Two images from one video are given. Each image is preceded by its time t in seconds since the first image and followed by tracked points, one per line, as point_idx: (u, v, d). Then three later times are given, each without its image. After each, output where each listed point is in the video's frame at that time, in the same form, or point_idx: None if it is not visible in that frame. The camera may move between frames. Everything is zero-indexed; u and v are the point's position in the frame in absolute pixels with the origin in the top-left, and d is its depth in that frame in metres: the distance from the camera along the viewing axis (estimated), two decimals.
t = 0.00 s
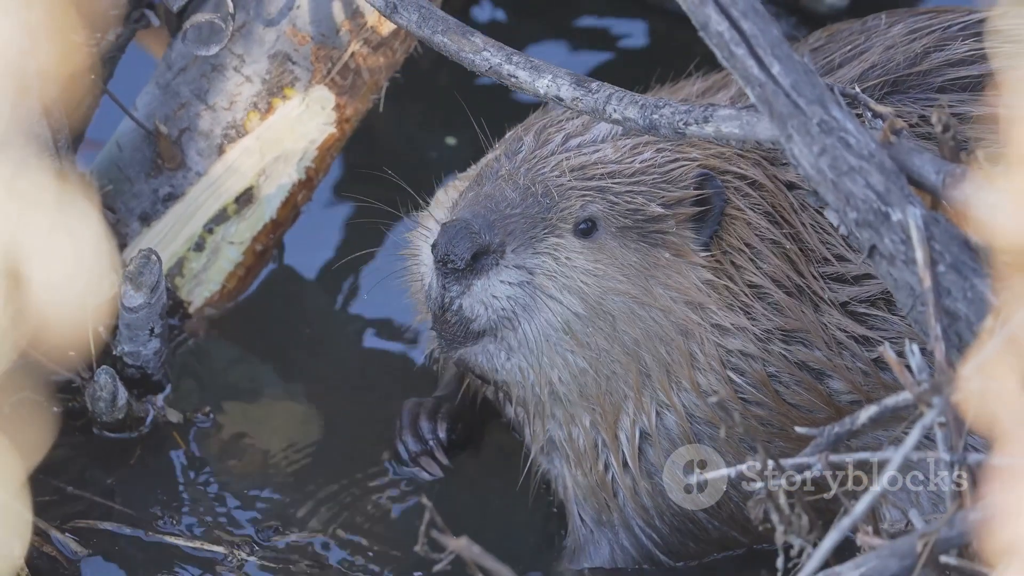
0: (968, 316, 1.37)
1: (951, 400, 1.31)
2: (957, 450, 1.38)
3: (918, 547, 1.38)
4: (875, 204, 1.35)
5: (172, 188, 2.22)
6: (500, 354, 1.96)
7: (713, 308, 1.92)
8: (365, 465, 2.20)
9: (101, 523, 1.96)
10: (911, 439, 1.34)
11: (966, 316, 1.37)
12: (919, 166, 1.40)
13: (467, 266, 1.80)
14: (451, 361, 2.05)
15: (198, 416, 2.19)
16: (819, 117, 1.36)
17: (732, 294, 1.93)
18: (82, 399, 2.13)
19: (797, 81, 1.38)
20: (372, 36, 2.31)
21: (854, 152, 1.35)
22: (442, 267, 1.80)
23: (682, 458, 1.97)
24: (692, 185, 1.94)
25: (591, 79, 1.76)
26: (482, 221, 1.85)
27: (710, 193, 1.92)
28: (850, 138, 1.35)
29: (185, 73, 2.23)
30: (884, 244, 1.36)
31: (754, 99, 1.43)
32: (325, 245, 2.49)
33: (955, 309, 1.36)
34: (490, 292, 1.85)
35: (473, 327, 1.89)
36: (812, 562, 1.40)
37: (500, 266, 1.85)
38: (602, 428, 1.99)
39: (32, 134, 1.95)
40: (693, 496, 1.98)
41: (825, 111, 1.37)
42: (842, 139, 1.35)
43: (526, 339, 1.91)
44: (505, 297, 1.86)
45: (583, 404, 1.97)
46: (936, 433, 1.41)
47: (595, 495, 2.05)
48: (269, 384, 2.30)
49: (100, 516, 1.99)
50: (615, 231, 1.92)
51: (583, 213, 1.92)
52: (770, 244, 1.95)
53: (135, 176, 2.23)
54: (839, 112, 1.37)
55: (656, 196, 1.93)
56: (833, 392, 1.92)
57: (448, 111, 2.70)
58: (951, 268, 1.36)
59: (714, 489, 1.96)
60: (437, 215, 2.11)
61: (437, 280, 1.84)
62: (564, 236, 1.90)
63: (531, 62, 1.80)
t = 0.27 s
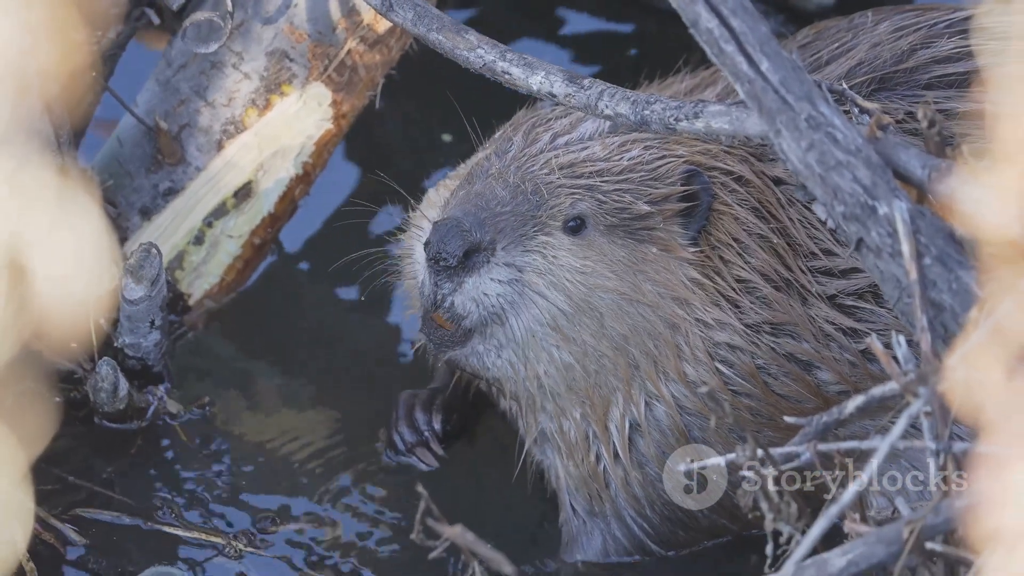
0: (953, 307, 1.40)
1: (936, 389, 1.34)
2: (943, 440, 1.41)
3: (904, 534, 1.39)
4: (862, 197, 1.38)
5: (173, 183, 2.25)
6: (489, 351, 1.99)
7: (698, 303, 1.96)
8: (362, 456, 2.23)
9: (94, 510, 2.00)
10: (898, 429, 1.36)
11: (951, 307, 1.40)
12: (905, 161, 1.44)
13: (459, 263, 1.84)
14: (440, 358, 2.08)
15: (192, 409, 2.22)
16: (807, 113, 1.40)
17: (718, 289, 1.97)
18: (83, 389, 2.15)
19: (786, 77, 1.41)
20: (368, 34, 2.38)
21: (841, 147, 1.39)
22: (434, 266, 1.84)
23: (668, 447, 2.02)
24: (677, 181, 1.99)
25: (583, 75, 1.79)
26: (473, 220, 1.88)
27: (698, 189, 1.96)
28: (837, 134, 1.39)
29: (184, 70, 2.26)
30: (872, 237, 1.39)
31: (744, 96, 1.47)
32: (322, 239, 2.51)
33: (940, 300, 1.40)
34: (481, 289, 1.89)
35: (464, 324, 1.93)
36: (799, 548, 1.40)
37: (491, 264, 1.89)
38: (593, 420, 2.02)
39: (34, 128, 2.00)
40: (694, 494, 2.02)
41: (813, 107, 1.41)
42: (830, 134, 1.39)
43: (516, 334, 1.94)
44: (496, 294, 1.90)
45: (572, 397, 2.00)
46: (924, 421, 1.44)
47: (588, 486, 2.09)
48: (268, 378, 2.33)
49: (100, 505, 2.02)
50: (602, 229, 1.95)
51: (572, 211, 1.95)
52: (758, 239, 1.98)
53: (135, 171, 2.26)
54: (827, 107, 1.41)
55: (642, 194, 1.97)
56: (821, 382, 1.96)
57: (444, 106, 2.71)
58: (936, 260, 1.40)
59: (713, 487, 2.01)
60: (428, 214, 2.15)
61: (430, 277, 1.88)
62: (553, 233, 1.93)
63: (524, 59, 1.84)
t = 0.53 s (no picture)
0: (946, 296, 1.41)
1: (931, 379, 1.37)
2: (935, 427, 1.43)
3: (898, 520, 1.41)
4: (856, 187, 1.40)
5: (172, 173, 2.27)
6: (492, 348, 2.00)
7: (691, 294, 1.98)
8: (361, 445, 2.25)
9: (100, 501, 2.01)
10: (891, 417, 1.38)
11: (944, 295, 1.42)
12: (898, 151, 1.46)
13: (455, 260, 1.85)
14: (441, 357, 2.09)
15: (194, 396, 2.24)
16: (800, 103, 1.42)
17: (711, 280, 1.99)
18: (84, 377, 2.17)
19: (779, 68, 1.43)
20: (367, 25, 2.40)
21: (835, 137, 1.40)
22: (429, 263, 1.85)
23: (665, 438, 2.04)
24: (670, 174, 1.99)
25: (579, 66, 1.81)
26: (467, 216, 1.89)
27: (689, 180, 1.97)
28: (832, 124, 1.41)
29: (184, 61, 2.28)
30: (864, 226, 1.40)
31: (739, 87, 1.49)
32: (318, 232, 2.53)
33: (933, 288, 1.41)
34: (477, 285, 1.90)
35: (460, 320, 1.94)
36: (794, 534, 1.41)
37: (486, 260, 1.90)
38: (591, 412, 2.04)
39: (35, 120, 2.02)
40: (695, 494, 2.04)
41: (807, 97, 1.42)
42: (824, 124, 1.40)
43: (513, 329, 1.96)
44: (492, 290, 1.92)
45: (570, 390, 2.02)
46: (916, 408, 1.45)
47: (584, 476, 2.11)
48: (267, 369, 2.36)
49: (100, 494, 2.03)
50: (595, 223, 1.97)
51: (566, 204, 1.97)
52: (751, 230, 2.00)
53: (136, 161, 2.28)
54: (820, 98, 1.43)
55: (634, 187, 1.99)
56: (815, 371, 1.98)
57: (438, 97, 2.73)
58: (929, 249, 1.41)
59: (712, 489, 2.03)
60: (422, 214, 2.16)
61: (426, 276, 1.90)
62: (547, 227, 1.95)
63: (520, 50, 1.85)
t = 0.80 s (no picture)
0: (939, 289, 1.44)
1: (925, 370, 1.39)
2: (929, 418, 1.47)
3: (892, 510, 1.44)
4: (850, 181, 1.43)
5: (177, 169, 2.30)
6: (499, 346, 2.02)
7: (692, 290, 2.00)
8: (365, 438, 2.27)
9: (106, 492, 2.03)
10: (885, 409, 1.40)
11: (937, 289, 1.44)
12: (892, 147, 1.48)
13: (465, 258, 1.86)
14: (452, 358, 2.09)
15: (200, 387, 2.27)
16: (796, 99, 1.45)
17: (711, 276, 2.02)
18: (91, 370, 2.20)
19: (775, 64, 1.46)
20: (368, 22, 2.42)
21: (830, 132, 1.43)
22: (440, 261, 1.86)
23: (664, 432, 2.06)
24: (669, 173, 2.02)
25: (578, 63, 1.84)
26: (478, 215, 1.90)
27: (688, 177, 2.00)
28: (826, 119, 1.44)
29: (189, 58, 2.31)
30: (859, 221, 1.43)
31: (735, 84, 1.51)
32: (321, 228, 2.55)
33: (926, 282, 1.44)
34: (489, 282, 1.91)
35: (468, 317, 1.95)
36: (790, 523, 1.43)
37: (498, 258, 1.92)
38: (593, 407, 2.06)
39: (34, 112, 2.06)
40: (694, 494, 2.08)
41: (802, 94, 1.45)
42: (818, 119, 1.43)
43: (521, 326, 1.98)
44: (504, 287, 1.93)
45: (573, 385, 2.05)
46: (910, 401, 1.49)
47: (586, 471, 2.13)
48: (270, 362, 2.38)
49: (105, 486, 2.06)
50: (600, 221, 2.00)
51: (571, 203, 1.99)
52: (748, 225, 2.03)
53: (141, 157, 2.31)
54: (815, 94, 1.46)
55: (635, 185, 2.01)
56: (811, 364, 2.00)
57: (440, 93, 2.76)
58: (923, 243, 1.44)
59: (712, 489, 2.06)
60: (429, 214, 2.17)
61: (434, 273, 1.90)
62: (555, 225, 1.98)
63: (520, 47, 1.88)
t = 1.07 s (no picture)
0: (935, 286, 1.46)
1: (920, 366, 1.41)
2: (925, 414, 1.49)
3: (888, 505, 1.46)
4: (847, 180, 1.45)
5: (181, 167, 2.33)
6: (511, 343, 2.05)
7: (698, 285, 2.02)
8: (368, 435, 2.29)
9: (109, 489, 2.04)
10: (882, 405, 1.41)
11: (933, 286, 1.46)
12: (889, 146, 1.51)
13: (483, 253, 1.89)
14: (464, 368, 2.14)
15: (205, 384, 2.30)
16: (793, 99, 1.47)
17: (716, 270, 2.03)
18: (97, 367, 2.23)
19: (772, 64, 1.48)
20: (369, 23, 2.42)
21: (827, 131, 1.45)
22: (457, 256, 1.89)
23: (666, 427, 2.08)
24: (673, 169, 2.05)
25: (577, 62, 1.86)
26: (494, 211, 1.94)
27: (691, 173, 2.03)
28: (823, 118, 1.46)
29: (192, 58, 2.33)
30: (856, 219, 1.45)
31: (732, 83, 1.53)
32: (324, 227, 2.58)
33: (922, 279, 1.46)
34: (506, 277, 1.95)
35: (488, 312, 1.99)
36: (788, 518, 1.44)
37: (514, 254, 1.95)
38: (599, 404, 2.08)
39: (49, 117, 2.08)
40: (693, 494, 2.11)
41: (799, 93, 1.47)
42: (816, 118, 1.45)
43: (533, 320, 2.01)
44: (519, 280, 1.97)
45: (581, 381, 2.07)
46: (905, 397, 1.50)
47: (585, 465, 2.16)
48: (273, 358, 2.41)
49: (111, 481, 2.08)
50: (611, 217, 2.03)
51: (583, 199, 2.02)
52: (750, 219, 2.05)
53: (145, 156, 2.33)
54: (812, 93, 1.48)
55: (643, 182, 2.04)
56: (810, 358, 2.03)
57: (438, 93, 2.79)
58: (919, 241, 1.45)
59: (712, 490, 2.09)
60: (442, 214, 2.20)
61: (451, 269, 1.93)
62: (567, 222, 2.01)
63: (520, 46, 1.90)
